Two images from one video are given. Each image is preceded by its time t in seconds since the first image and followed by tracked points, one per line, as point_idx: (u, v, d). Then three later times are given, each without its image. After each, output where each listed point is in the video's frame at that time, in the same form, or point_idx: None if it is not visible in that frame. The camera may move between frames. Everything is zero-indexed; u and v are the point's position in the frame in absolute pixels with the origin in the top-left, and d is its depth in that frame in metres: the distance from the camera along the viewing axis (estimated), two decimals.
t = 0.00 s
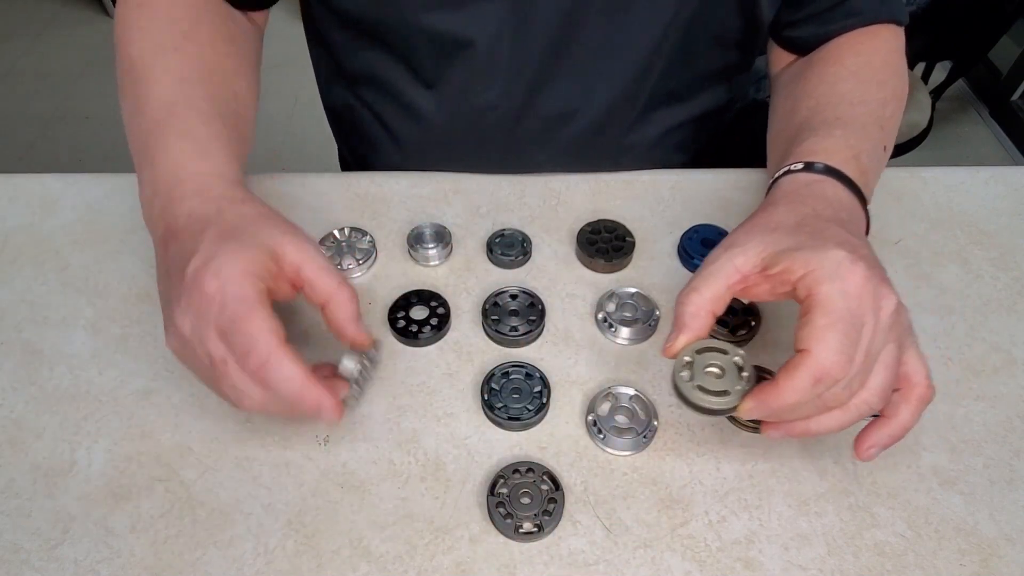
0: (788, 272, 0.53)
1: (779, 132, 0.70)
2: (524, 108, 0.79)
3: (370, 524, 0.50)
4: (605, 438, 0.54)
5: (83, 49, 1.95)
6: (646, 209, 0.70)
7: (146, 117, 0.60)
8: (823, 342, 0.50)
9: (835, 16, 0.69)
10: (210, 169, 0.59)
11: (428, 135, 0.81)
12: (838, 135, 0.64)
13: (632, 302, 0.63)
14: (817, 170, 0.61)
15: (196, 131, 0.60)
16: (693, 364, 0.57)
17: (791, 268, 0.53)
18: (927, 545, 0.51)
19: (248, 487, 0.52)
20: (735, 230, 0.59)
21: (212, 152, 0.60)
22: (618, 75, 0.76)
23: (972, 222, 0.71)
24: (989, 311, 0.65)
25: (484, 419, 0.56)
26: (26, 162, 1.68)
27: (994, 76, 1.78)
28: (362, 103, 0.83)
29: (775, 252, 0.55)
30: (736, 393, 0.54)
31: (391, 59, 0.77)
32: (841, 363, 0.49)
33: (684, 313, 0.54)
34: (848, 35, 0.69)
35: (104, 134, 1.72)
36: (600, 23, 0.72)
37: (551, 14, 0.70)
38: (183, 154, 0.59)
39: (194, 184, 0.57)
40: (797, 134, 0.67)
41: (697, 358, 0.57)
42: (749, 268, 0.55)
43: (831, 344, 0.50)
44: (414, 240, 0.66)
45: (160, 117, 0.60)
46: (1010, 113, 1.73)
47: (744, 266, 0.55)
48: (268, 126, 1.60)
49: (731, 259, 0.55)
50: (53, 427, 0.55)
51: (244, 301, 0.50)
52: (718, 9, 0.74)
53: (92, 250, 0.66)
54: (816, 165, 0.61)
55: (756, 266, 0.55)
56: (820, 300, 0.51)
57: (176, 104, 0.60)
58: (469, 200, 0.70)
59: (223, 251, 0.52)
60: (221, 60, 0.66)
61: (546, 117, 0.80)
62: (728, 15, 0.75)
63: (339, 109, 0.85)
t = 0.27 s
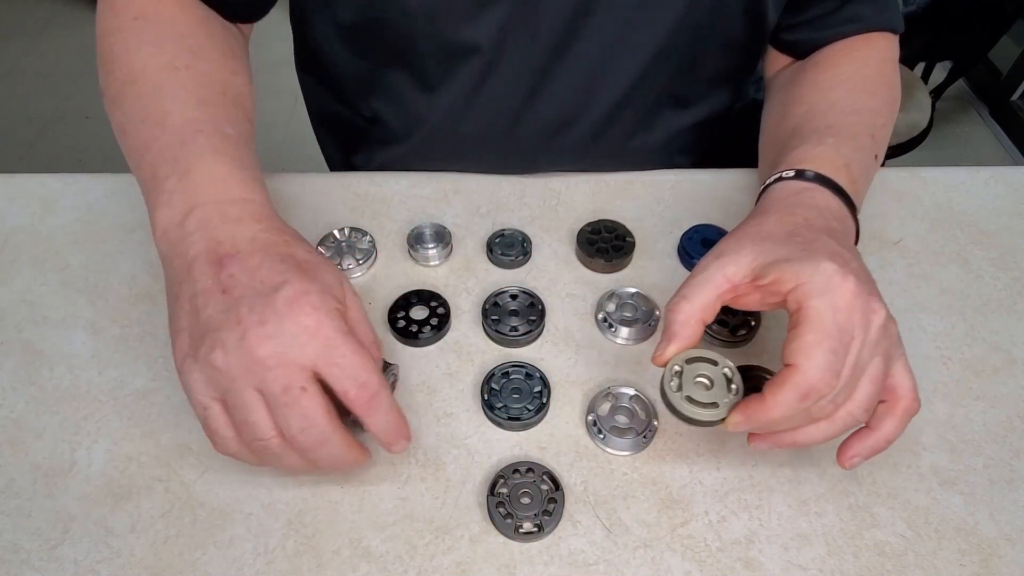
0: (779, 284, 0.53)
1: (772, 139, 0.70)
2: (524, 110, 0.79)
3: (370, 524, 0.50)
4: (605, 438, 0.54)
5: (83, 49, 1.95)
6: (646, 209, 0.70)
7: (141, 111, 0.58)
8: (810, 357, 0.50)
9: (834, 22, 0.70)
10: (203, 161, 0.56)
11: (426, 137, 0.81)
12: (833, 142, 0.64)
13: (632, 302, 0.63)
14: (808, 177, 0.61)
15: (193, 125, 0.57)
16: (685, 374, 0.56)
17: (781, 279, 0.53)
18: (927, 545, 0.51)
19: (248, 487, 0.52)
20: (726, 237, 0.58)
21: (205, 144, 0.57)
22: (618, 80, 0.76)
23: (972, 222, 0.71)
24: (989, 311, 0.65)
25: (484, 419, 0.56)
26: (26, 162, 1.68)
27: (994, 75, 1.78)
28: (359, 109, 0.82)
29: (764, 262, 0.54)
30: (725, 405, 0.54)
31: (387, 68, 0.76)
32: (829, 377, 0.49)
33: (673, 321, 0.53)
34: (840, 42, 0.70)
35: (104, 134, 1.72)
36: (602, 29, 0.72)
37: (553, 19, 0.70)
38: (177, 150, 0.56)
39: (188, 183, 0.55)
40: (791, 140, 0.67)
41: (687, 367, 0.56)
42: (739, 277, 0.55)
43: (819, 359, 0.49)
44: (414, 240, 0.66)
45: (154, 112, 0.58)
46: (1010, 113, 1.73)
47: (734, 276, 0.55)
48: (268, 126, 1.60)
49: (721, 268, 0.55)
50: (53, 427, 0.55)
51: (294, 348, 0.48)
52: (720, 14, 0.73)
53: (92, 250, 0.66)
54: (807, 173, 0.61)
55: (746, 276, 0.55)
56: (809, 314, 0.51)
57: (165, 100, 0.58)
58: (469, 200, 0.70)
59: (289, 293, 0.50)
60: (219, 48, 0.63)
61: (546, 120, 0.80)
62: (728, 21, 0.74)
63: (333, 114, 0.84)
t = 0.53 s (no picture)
0: (782, 292, 0.53)
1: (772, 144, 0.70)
2: (525, 114, 0.79)
3: (370, 524, 0.50)
4: (605, 438, 0.54)
5: (83, 49, 1.95)
6: (646, 209, 0.70)
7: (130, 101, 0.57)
8: (812, 366, 0.49)
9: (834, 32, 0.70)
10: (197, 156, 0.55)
11: (427, 141, 0.82)
12: (834, 150, 0.64)
13: (632, 302, 0.63)
14: (809, 185, 0.61)
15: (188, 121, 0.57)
16: (684, 379, 0.56)
17: (784, 287, 0.52)
18: (927, 545, 0.51)
19: (248, 487, 0.52)
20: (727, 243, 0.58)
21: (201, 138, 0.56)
22: (619, 88, 0.77)
23: (972, 222, 0.71)
24: (989, 311, 0.65)
25: (484, 419, 0.56)
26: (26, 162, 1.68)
27: (994, 75, 1.78)
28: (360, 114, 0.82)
29: (768, 269, 0.54)
30: (723, 412, 0.54)
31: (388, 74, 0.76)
32: (829, 388, 0.49)
33: (674, 327, 0.53)
34: (840, 51, 0.70)
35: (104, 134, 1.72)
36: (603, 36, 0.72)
37: (553, 27, 0.70)
38: (167, 143, 0.56)
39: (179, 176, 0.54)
40: (792, 146, 0.67)
41: (686, 372, 0.56)
42: (742, 284, 0.54)
43: (820, 369, 0.49)
44: (414, 240, 0.66)
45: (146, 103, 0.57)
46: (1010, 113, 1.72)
47: (736, 281, 0.54)
48: (268, 126, 1.60)
49: (723, 273, 0.54)
50: (53, 427, 0.55)
51: (245, 341, 0.49)
52: (721, 22, 0.74)
53: (92, 250, 0.66)
54: (808, 181, 0.61)
55: (749, 282, 0.54)
56: (812, 323, 0.51)
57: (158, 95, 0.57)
58: (469, 200, 0.70)
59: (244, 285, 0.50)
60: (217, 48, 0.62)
61: (547, 123, 0.80)
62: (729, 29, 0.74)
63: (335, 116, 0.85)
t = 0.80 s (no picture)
0: (760, 283, 0.52)
1: (767, 141, 0.70)
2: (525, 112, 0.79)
3: (370, 524, 0.50)
4: (605, 438, 0.54)
5: (83, 49, 1.95)
6: (646, 209, 0.70)
7: (145, 119, 0.57)
8: (791, 355, 0.49)
9: (834, 28, 0.70)
10: (214, 182, 0.56)
11: (427, 139, 0.82)
12: (829, 146, 0.63)
13: (632, 302, 0.63)
14: (798, 181, 0.61)
15: (199, 139, 0.57)
16: (661, 378, 0.52)
17: (762, 278, 0.52)
18: (927, 545, 0.51)
19: (248, 487, 0.52)
20: (710, 240, 0.58)
21: (216, 162, 0.56)
22: (619, 86, 0.77)
23: (972, 222, 0.71)
24: (989, 311, 0.65)
25: (484, 420, 0.56)
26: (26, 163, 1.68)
27: (994, 76, 1.78)
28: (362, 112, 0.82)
29: (747, 263, 0.54)
30: (702, 410, 0.51)
31: (389, 72, 0.76)
32: (808, 379, 0.49)
33: (653, 323, 0.53)
34: (838, 49, 0.70)
35: (104, 134, 1.72)
36: (602, 34, 0.72)
37: (553, 24, 0.70)
38: (180, 164, 0.55)
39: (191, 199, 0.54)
40: (785, 143, 0.67)
41: (664, 370, 0.52)
42: (720, 280, 0.54)
43: (799, 358, 0.49)
44: (414, 240, 0.66)
45: (161, 123, 0.57)
46: (1010, 113, 1.72)
47: (715, 278, 0.54)
48: (268, 126, 1.60)
49: (703, 270, 0.54)
50: (53, 427, 0.55)
51: (267, 362, 0.48)
52: (722, 21, 0.74)
53: (92, 250, 0.66)
54: (797, 177, 0.61)
55: (728, 277, 0.54)
56: (791, 313, 0.50)
57: (173, 112, 0.57)
58: (470, 200, 0.70)
59: (269, 310, 0.50)
60: (230, 59, 0.63)
61: (547, 121, 0.80)
62: (730, 28, 0.74)
63: (336, 117, 0.85)
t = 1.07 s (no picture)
0: (785, 297, 0.50)
1: (770, 141, 0.69)
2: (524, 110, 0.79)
3: (370, 524, 0.50)
4: (605, 438, 0.54)
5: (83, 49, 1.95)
6: (646, 209, 0.70)
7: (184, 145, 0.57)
8: (826, 377, 0.47)
9: (832, 23, 0.69)
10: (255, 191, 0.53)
11: (426, 136, 0.82)
12: (836, 150, 0.63)
13: (632, 302, 0.63)
14: (806, 190, 0.60)
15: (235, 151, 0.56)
16: (678, 395, 0.53)
17: (789, 292, 0.49)
18: (927, 545, 0.51)
19: (248, 487, 0.52)
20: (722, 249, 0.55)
21: (257, 170, 0.55)
22: (617, 83, 0.77)
23: (972, 222, 0.71)
24: (989, 311, 0.65)
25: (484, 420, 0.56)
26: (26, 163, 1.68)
27: (994, 76, 1.78)
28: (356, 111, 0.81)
29: (770, 275, 0.51)
30: (719, 430, 0.52)
31: (384, 71, 0.76)
32: (841, 402, 0.47)
33: (667, 336, 0.50)
34: (846, 49, 0.69)
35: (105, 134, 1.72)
36: (602, 31, 0.72)
37: (552, 20, 0.70)
38: (222, 179, 0.54)
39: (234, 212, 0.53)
40: (792, 145, 0.66)
41: (678, 386, 0.54)
42: (740, 292, 0.51)
43: (833, 380, 0.47)
44: (414, 240, 0.66)
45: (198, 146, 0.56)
46: (1010, 113, 1.72)
47: (735, 289, 0.51)
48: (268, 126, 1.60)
49: (722, 280, 0.51)
50: (53, 426, 0.55)
51: (330, 356, 0.44)
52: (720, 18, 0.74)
53: (92, 250, 0.66)
54: (804, 186, 0.60)
55: (748, 289, 0.51)
56: (822, 331, 0.48)
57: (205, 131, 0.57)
58: (470, 200, 0.71)
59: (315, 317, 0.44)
60: (255, 62, 0.62)
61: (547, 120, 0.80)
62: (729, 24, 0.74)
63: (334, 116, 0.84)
